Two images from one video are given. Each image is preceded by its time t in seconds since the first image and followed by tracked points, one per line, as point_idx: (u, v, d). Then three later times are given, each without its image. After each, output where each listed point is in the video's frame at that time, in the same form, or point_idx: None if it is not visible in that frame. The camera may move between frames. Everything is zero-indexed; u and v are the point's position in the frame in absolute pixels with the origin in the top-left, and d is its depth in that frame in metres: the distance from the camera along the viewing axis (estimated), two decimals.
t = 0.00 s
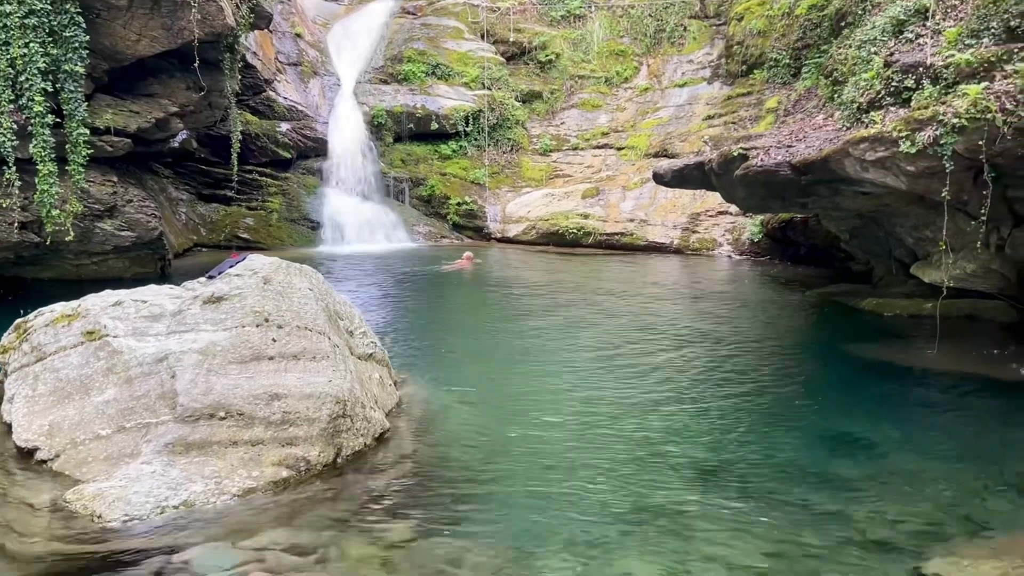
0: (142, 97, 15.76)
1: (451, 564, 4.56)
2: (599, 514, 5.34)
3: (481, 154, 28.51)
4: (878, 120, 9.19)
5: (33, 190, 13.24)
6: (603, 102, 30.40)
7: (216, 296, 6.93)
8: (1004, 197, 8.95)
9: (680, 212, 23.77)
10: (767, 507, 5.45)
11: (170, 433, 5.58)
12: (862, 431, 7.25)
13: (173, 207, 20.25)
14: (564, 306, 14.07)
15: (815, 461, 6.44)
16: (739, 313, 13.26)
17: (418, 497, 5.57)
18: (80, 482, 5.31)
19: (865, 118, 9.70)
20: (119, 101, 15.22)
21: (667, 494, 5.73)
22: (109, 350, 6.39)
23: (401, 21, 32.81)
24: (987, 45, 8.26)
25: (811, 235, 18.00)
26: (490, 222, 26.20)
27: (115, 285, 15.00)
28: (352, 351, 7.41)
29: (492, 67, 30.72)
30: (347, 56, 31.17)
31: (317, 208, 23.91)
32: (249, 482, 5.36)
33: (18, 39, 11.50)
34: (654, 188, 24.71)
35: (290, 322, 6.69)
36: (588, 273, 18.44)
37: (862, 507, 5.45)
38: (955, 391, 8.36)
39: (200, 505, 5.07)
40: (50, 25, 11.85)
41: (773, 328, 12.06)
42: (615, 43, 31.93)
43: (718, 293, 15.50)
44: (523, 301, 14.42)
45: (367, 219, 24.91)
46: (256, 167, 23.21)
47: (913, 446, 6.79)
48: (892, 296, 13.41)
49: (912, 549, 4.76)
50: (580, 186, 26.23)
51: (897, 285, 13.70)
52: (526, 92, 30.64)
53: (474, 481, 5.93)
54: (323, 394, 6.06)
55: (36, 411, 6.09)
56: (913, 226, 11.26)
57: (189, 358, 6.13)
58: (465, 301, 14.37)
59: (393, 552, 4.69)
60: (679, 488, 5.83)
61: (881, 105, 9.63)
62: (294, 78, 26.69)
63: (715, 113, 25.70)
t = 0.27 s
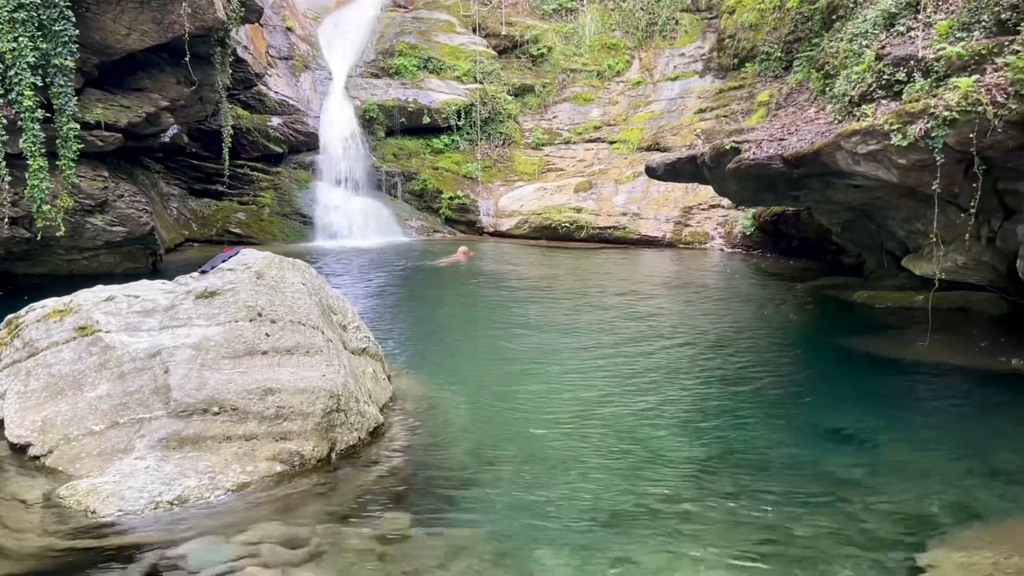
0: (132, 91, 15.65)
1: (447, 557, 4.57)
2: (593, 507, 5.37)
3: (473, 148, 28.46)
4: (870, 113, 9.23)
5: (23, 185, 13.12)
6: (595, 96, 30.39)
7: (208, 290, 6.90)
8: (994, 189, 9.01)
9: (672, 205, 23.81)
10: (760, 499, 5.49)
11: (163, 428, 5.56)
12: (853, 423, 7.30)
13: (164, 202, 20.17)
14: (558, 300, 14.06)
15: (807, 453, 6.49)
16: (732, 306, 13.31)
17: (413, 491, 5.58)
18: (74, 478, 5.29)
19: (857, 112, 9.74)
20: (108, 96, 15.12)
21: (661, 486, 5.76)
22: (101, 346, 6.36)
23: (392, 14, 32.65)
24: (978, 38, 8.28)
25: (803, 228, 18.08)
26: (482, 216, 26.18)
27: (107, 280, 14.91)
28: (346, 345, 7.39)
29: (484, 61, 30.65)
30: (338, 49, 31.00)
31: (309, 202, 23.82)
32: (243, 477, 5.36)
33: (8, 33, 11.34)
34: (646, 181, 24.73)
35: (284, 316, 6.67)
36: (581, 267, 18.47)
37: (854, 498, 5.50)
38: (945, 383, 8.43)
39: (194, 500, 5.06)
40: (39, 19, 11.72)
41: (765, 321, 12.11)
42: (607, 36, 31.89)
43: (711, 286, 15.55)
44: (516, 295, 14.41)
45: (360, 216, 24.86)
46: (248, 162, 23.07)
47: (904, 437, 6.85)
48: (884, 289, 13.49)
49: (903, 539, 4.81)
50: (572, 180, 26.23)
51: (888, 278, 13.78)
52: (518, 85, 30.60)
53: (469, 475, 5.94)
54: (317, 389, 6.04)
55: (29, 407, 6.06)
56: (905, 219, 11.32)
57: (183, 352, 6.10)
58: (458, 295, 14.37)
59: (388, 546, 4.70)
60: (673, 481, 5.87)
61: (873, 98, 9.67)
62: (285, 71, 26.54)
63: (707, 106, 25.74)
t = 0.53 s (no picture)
0: (123, 85, 15.54)
1: (443, 549, 4.58)
2: (588, 499, 5.38)
3: (466, 142, 28.38)
4: (862, 105, 9.26)
5: (13, 180, 13.06)
6: (587, 89, 30.37)
7: (202, 284, 6.89)
8: (986, 181, 9.10)
9: (665, 198, 23.84)
10: (755, 491, 5.52)
11: (157, 423, 5.54)
12: (846, 414, 7.35)
13: (156, 196, 20.05)
14: (551, 293, 14.03)
15: (800, 445, 6.52)
16: (724, 299, 13.35)
17: (407, 484, 5.58)
18: (67, 473, 5.26)
19: (849, 104, 9.77)
20: (99, 90, 14.99)
21: (656, 478, 5.79)
22: (94, 340, 6.33)
23: (384, 7, 32.48)
24: (969, 30, 8.28)
25: (796, 221, 18.12)
26: (475, 209, 26.15)
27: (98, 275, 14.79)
28: (340, 339, 7.39)
29: (476, 54, 30.57)
30: (330, 42, 30.83)
31: (302, 196, 23.70)
32: (237, 471, 5.35)
33: None
34: (639, 174, 24.72)
35: (278, 310, 6.67)
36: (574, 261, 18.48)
37: (847, 489, 5.53)
38: (936, 374, 8.50)
39: (189, 494, 5.05)
40: (29, 12, 11.63)
41: (758, 313, 12.16)
42: (600, 29, 31.83)
43: (704, 278, 15.59)
44: (509, 289, 14.40)
45: (352, 208, 24.80)
46: (239, 156, 22.93)
47: (896, 429, 6.89)
48: (875, 281, 13.56)
49: (896, 529, 4.85)
50: (565, 173, 26.20)
51: (880, 270, 13.87)
52: (510, 79, 30.51)
53: (464, 468, 5.95)
54: (311, 382, 6.04)
55: (21, 402, 6.01)
56: (896, 211, 11.39)
57: (177, 347, 6.08)
58: (451, 288, 14.37)
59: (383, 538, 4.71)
60: (667, 473, 5.89)
61: (865, 90, 9.70)
62: (277, 65, 26.38)
63: (699, 99, 25.75)
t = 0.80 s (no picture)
0: (114, 79, 15.46)
1: (438, 542, 4.59)
2: (583, 491, 5.41)
3: (459, 135, 28.31)
4: (855, 97, 9.29)
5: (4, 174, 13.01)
6: (580, 82, 30.34)
7: (195, 278, 6.86)
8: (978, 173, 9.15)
9: (658, 191, 23.86)
10: (749, 482, 5.56)
11: (151, 417, 5.53)
12: (838, 405, 7.41)
13: (147, 190, 19.94)
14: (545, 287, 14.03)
15: (794, 436, 6.56)
16: (718, 291, 13.39)
17: (403, 477, 5.59)
18: (62, 467, 5.25)
19: (842, 96, 9.80)
20: (90, 84, 14.87)
21: (651, 470, 5.82)
22: (88, 334, 6.30)
23: None
24: (961, 22, 8.29)
25: (788, 213, 18.18)
26: (468, 203, 26.12)
27: (91, 269, 14.71)
28: (334, 333, 7.37)
29: (469, 47, 30.48)
30: (322, 35, 30.65)
31: (294, 190, 23.63)
32: (232, 465, 5.34)
33: None
34: (632, 167, 24.74)
35: (272, 304, 6.64)
36: (568, 253, 18.49)
37: (840, 479, 5.58)
38: (928, 365, 8.56)
39: (184, 487, 5.05)
40: (18, 5, 11.53)
41: (752, 305, 12.20)
42: (592, 21, 31.78)
43: (697, 271, 15.63)
44: (503, 282, 14.40)
45: (346, 202, 24.74)
46: (231, 149, 22.80)
47: (889, 420, 6.95)
48: (868, 273, 13.63)
49: (889, 519, 4.89)
50: (558, 166, 26.20)
51: (872, 262, 13.94)
52: (503, 71, 30.45)
53: (459, 460, 5.96)
54: (306, 376, 6.03)
55: (14, 397, 5.98)
56: (889, 203, 11.44)
57: (170, 340, 6.06)
58: (445, 282, 14.35)
59: (378, 531, 4.72)
60: (662, 464, 5.92)
61: (857, 82, 9.73)
62: (268, 58, 26.20)
63: (692, 92, 25.77)
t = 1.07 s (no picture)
0: (105, 72, 15.35)
1: (435, 535, 4.60)
2: (579, 483, 5.43)
3: (452, 128, 28.23)
4: (848, 90, 9.31)
5: None
6: (573, 75, 30.33)
7: (189, 272, 6.83)
8: (970, 165, 9.21)
9: (651, 183, 23.90)
10: (743, 473, 5.59)
11: (146, 411, 5.51)
12: (832, 397, 7.45)
13: (139, 184, 19.81)
14: (539, 280, 14.02)
15: (788, 428, 6.60)
16: (712, 284, 13.42)
17: (398, 470, 5.59)
18: (56, 461, 5.22)
19: (835, 88, 9.82)
20: (81, 77, 14.76)
21: (646, 461, 5.85)
22: (81, 328, 6.27)
23: None
24: (954, 14, 8.29)
25: (781, 206, 18.23)
26: (462, 196, 26.08)
27: (84, 264, 14.60)
28: (329, 326, 7.36)
29: (461, 39, 30.39)
30: (314, 27, 30.44)
31: (287, 184, 23.51)
32: (227, 458, 5.34)
33: None
34: (625, 160, 24.74)
35: (266, 297, 6.62)
36: (562, 247, 18.49)
37: (833, 470, 5.62)
38: (920, 357, 8.62)
39: (179, 481, 5.04)
40: None
41: (745, 298, 12.24)
42: (585, 14, 31.72)
43: (691, 264, 15.66)
44: (497, 276, 14.38)
45: (339, 195, 24.62)
46: (223, 143, 22.66)
47: (881, 411, 7.00)
48: (860, 266, 13.70)
49: (882, 511, 4.92)
50: (552, 159, 26.17)
51: (865, 254, 14.01)
52: (496, 64, 30.37)
53: (454, 453, 5.97)
54: (300, 369, 6.02)
55: (7, 391, 5.94)
56: (882, 195, 11.49)
57: (164, 334, 6.04)
58: (439, 275, 14.32)
59: (373, 524, 4.73)
60: (657, 456, 5.95)
61: (850, 75, 9.75)
62: (260, 51, 25.99)
63: (685, 85, 25.76)
